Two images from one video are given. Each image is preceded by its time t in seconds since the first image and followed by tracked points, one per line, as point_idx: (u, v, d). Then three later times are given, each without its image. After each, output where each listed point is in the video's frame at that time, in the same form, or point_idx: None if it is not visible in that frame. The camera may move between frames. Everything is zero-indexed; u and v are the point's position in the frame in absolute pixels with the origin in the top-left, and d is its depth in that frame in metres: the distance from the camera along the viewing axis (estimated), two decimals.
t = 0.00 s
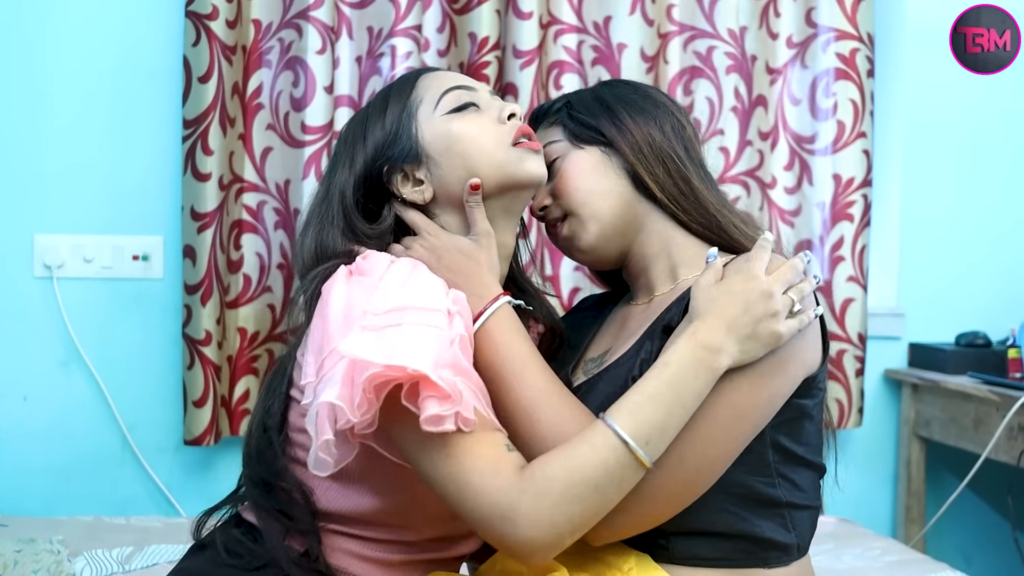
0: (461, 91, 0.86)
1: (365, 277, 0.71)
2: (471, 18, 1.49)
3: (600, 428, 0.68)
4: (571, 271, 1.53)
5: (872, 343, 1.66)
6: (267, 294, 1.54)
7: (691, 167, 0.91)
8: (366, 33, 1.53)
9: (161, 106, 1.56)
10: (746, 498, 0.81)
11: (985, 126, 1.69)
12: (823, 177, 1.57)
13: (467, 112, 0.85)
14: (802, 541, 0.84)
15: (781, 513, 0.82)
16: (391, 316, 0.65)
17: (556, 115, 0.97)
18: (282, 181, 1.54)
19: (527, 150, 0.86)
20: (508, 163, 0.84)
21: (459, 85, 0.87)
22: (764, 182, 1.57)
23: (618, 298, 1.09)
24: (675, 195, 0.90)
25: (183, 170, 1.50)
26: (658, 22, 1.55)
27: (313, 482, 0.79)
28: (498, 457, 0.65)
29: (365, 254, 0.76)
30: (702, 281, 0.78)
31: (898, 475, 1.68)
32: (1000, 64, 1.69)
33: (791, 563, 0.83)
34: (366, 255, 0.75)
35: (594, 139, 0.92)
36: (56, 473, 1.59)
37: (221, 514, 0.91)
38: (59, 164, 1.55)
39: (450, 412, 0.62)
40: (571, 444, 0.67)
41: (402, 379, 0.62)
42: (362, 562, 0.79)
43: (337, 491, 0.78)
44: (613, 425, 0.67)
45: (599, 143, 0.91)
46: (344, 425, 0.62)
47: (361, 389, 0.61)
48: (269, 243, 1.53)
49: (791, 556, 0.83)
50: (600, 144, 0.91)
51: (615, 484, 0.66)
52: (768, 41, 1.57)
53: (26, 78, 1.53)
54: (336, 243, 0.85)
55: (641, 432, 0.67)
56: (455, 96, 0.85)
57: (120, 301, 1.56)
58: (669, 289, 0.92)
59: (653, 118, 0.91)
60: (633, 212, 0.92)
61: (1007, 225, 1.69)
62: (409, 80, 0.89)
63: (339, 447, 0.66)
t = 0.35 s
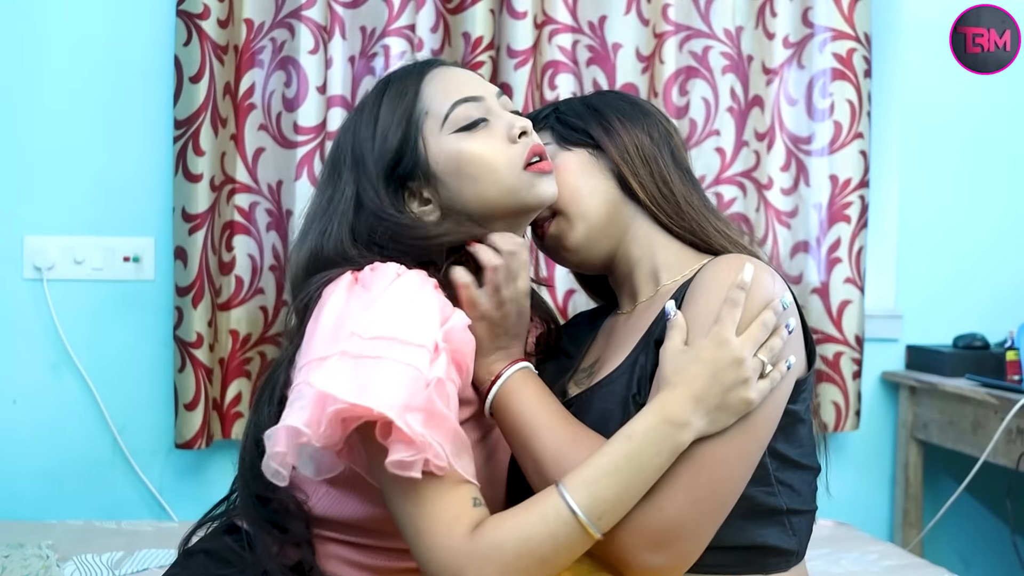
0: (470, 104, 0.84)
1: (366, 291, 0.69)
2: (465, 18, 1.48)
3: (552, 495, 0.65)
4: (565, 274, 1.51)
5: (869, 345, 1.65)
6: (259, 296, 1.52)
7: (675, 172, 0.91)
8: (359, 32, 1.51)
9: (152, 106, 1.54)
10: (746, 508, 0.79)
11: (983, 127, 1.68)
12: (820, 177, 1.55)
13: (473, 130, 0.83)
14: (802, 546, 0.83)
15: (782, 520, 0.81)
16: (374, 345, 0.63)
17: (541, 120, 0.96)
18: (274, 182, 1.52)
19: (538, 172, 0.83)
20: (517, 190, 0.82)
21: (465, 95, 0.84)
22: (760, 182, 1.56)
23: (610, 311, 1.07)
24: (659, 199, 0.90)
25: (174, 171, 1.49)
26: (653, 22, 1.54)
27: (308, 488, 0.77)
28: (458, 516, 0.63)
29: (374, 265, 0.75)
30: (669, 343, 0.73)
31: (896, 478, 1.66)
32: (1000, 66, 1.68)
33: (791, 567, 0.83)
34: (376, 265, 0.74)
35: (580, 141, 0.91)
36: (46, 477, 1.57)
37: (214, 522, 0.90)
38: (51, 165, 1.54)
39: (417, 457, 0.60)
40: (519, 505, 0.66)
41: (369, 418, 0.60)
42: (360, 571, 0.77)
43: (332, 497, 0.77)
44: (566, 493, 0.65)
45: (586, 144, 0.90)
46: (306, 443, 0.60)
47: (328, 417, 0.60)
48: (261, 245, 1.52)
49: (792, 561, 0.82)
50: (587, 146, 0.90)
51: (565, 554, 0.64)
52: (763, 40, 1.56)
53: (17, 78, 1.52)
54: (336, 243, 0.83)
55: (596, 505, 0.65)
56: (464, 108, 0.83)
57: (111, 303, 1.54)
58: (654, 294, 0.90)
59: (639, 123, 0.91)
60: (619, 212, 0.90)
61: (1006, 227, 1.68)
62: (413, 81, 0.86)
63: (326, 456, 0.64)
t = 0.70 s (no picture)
0: (487, 102, 0.80)
1: (349, 280, 0.68)
2: (459, 10, 1.47)
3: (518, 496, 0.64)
4: (561, 268, 1.50)
5: (868, 340, 1.64)
6: (252, 290, 1.51)
7: (670, 159, 0.89)
8: (353, 25, 1.51)
9: (145, 99, 1.53)
10: (740, 491, 0.78)
11: (982, 122, 1.67)
12: (818, 171, 1.54)
13: (483, 130, 0.80)
14: (799, 535, 0.82)
15: (778, 506, 0.80)
16: (355, 330, 0.62)
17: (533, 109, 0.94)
18: (267, 175, 1.51)
19: (540, 184, 0.82)
20: (517, 200, 0.81)
21: (483, 90, 0.81)
22: (758, 176, 1.55)
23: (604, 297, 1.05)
24: (656, 190, 0.88)
25: (167, 164, 1.47)
26: (650, 15, 1.52)
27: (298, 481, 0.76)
28: (427, 510, 0.62)
29: (357, 253, 0.73)
30: (654, 347, 0.73)
31: (894, 473, 1.65)
32: (1000, 63, 1.67)
33: (786, 558, 0.81)
34: (359, 254, 0.73)
35: (573, 136, 0.89)
36: (38, 473, 1.56)
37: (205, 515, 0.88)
38: (42, 158, 1.52)
39: (395, 445, 0.59)
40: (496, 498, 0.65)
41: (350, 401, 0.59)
42: (349, 559, 0.76)
43: (321, 490, 0.75)
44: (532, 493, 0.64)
45: (580, 139, 0.89)
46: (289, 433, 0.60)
47: (308, 402, 0.59)
48: (255, 239, 1.51)
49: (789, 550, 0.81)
50: (580, 141, 0.89)
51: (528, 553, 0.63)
52: (761, 33, 1.55)
53: (8, 70, 1.51)
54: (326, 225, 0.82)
55: (562, 506, 0.63)
56: (477, 106, 0.80)
57: (103, 298, 1.53)
58: (649, 277, 0.89)
59: (631, 111, 0.89)
60: (618, 207, 0.89)
61: (1005, 221, 1.67)
62: (432, 61, 0.82)
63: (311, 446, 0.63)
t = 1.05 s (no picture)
0: (499, 91, 0.79)
1: (332, 272, 0.68)
2: (458, 5, 1.46)
3: (530, 480, 0.63)
4: (560, 264, 1.49)
5: (868, 337, 1.63)
6: (250, 286, 1.50)
7: (674, 153, 0.88)
8: (351, 20, 1.50)
9: (143, 95, 1.52)
10: (738, 470, 0.77)
11: (982, 118, 1.66)
12: (817, 167, 1.54)
13: (491, 118, 0.79)
14: (797, 520, 0.80)
15: (774, 490, 0.79)
16: (340, 320, 0.62)
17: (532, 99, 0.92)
18: (265, 170, 1.50)
19: (537, 183, 0.81)
20: (510, 193, 0.80)
21: (499, 79, 0.80)
22: (758, 172, 1.55)
23: (604, 284, 1.04)
24: (659, 184, 0.87)
25: (164, 160, 1.47)
26: (649, 10, 1.51)
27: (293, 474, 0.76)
28: (429, 494, 0.62)
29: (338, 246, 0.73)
30: (653, 332, 0.70)
31: (894, 472, 1.65)
32: (1000, 62, 1.67)
33: (784, 545, 0.79)
34: (342, 246, 0.72)
35: (575, 134, 0.88)
36: (35, 470, 1.55)
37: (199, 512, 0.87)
38: (39, 153, 1.51)
39: (388, 431, 0.59)
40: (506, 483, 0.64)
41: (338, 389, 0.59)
42: (339, 553, 0.75)
43: (315, 484, 0.75)
44: (544, 477, 0.63)
45: (581, 136, 0.87)
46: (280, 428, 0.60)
47: (297, 394, 0.59)
48: (253, 234, 1.50)
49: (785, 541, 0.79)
50: (582, 139, 0.87)
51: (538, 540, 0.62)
52: (761, 29, 1.54)
53: (6, 67, 1.50)
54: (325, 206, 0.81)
55: (574, 490, 0.62)
56: (489, 94, 0.79)
57: (99, 294, 1.52)
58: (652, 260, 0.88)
59: (632, 102, 0.87)
60: (621, 201, 0.89)
61: (1005, 218, 1.67)
62: (452, 42, 0.80)
63: (301, 444, 0.64)
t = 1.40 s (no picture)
0: (503, 85, 0.80)
1: (323, 264, 0.68)
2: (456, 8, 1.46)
3: (576, 423, 0.62)
4: (558, 267, 1.49)
5: (866, 340, 1.63)
6: (247, 290, 1.50)
7: (670, 156, 0.87)
8: (348, 22, 1.49)
9: (139, 98, 1.52)
10: (736, 464, 0.77)
11: (980, 119, 1.66)
12: (815, 170, 1.53)
13: (492, 110, 0.79)
14: (793, 518, 0.80)
15: (772, 485, 0.79)
16: (342, 300, 0.61)
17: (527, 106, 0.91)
18: (262, 173, 1.50)
19: (524, 183, 0.81)
20: (496, 186, 0.80)
21: (505, 75, 0.80)
22: (755, 175, 1.55)
23: (603, 287, 1.03)
24: (656, 186, 0.86)
25: (161, 163, 1.47)
26: (647, 12, 1.51)
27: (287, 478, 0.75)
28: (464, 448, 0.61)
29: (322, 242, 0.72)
30: (673, 280, 0.72)
31: (893, 475, 1.65)
32: (1000, 64, 1.66)
33: (782, 543, 0.79)
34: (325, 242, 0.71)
35: (569, 142, 0.87)
36: (32, 473, 1.55)
37: (196, 514, 0.86)
38: (36, 156, 1.51)
39: (412, 394, 0.59)
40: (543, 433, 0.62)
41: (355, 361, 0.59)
42: (332, 558, 0.75)
43: (309, 486, 0.74)
44: (589, 417, 0.62)
45: (575, 143, 0.87)
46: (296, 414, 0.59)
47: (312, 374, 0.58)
48: (250, 237, 1.50)
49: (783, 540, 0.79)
50: (577, 146, 0.87)
51: (586, 483, 0.61)
52: (758, 31, 1.55)
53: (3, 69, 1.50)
54: (336, 197, 0.83)
55: (623, 427, 0.62)
56: (492, 87, 0.79)
57: (95, 296, 1.52)
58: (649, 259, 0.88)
59: (625, 105, 0.86)
60: (618, 205, 0.88)
61: (1004, 220, 1.67)
62: (462, 35, 0.82)
63: (306, 440, 0.63)
